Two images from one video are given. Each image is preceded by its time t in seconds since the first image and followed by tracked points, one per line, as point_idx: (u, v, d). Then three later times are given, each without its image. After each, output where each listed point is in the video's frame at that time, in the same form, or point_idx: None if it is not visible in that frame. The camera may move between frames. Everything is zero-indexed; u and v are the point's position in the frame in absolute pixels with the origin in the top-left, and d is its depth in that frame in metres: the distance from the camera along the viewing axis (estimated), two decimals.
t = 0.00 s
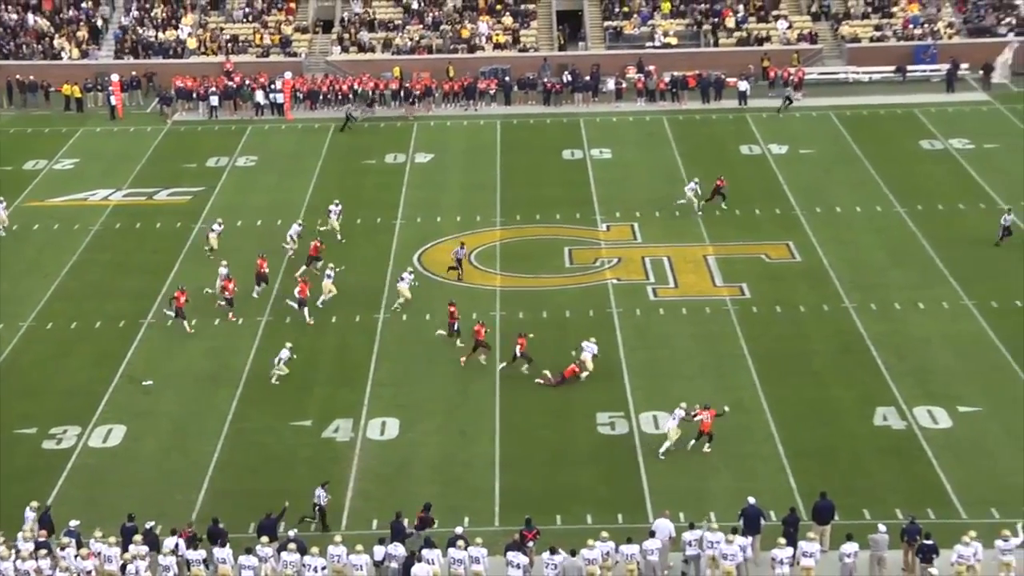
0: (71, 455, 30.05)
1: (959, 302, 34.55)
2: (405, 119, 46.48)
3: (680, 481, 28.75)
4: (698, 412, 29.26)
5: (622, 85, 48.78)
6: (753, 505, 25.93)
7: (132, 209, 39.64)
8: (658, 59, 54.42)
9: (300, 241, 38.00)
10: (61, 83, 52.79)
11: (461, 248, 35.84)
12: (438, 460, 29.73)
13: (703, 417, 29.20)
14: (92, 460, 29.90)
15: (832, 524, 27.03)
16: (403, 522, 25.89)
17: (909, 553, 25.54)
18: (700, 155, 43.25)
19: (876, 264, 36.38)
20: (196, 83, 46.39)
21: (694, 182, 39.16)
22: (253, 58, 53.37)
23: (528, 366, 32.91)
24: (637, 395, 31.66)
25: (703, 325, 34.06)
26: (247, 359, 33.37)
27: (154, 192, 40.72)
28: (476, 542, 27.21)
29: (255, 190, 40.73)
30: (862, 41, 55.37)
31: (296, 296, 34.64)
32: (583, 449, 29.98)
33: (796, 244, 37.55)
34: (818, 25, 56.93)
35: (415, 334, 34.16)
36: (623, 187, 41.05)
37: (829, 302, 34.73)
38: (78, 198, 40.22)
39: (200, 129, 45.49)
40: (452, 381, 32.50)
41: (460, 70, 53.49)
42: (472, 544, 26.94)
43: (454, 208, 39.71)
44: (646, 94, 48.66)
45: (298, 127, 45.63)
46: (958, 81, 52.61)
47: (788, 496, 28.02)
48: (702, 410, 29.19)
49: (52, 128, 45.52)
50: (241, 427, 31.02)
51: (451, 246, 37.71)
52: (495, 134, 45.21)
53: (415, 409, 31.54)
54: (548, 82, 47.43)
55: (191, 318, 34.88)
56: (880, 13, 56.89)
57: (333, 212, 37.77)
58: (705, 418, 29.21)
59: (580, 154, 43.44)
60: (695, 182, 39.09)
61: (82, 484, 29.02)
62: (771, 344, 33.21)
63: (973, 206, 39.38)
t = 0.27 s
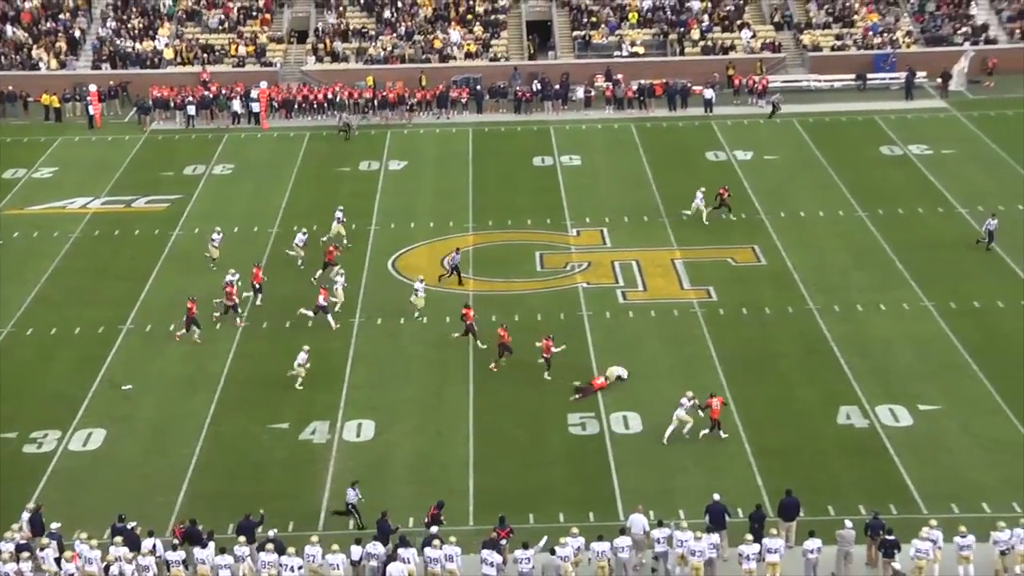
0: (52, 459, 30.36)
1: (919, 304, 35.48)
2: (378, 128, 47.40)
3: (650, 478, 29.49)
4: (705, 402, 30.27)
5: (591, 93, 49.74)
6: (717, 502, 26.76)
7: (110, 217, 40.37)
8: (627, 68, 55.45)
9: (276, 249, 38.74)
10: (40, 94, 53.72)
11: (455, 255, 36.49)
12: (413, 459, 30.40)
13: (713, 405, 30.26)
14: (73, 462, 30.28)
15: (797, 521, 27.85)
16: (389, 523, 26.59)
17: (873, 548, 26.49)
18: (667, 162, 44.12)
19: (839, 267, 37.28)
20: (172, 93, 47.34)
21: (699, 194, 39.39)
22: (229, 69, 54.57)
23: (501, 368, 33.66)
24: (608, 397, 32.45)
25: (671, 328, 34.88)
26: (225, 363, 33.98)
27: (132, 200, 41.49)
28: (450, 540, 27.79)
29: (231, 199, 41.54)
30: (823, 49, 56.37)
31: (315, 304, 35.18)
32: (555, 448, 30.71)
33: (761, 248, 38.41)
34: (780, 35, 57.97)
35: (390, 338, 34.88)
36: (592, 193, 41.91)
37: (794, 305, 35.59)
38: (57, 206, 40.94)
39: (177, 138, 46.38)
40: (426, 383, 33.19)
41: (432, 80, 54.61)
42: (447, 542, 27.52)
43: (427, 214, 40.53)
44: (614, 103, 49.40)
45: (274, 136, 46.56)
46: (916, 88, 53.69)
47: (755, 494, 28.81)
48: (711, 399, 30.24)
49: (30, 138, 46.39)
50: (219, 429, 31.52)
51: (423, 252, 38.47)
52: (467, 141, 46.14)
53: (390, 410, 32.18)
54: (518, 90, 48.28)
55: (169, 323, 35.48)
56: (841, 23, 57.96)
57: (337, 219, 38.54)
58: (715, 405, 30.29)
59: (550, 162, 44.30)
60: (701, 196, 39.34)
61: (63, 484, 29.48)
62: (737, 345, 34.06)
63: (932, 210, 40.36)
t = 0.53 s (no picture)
0: (40, 461, 30.77)
1: (892, 305, 36.23)
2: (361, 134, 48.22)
3: (630, 477, 30.13)
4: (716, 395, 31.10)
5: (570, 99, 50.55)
6: (695, 500, 27.41)
7: (97, 223, 41.00)
8: (606, 74, 56.27)
9: (260, 254, 39.36)
10: (28, 101, 54.42)
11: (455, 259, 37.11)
12: (397, 459, 30.97)
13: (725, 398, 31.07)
14: (61, 463, 30.72)
15: (774, 518, 28.52)
16: (383, 519, 27.18)
17: (849, 543, 27.17)
18: (645, 166, 44.82)
19: (813, 269, 38.01)
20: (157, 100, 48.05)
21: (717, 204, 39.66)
22: (214, 76, 55.19)
23: (482, 369, 34.29)
24: (588, 397, 33.09)
25: (650, 329, 35.56)
26: (211, 366, 34.51)
27: (118, 206, 42.14)
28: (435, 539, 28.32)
29: (215, 205, 42.22)
30: (797, 55, 57.28)
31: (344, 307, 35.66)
32: (536, 448, 31.29)
33: (737, 250, 39.14)
34: (755, 42, 58.79)
35: (374, 341, 35.50)
36: (571, 197, 42.64)
37: (770, 306, 36.30)
38: (44, 212, 41.58)
39: (162, 145, 47.12)
40: (409, 384, 33.79)
41: (414, 87, 55.42)
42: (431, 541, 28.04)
43: (409, 219, 41.22)
44: (593, 108, 50.21)
45: (258, 143, 47.31)
46: (888, 94, 54.52)
47: (733, 491, 29.47)
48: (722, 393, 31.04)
49: (18, 145, 47.10)
50: (206, 431, 31.99)
51: (405, 256, 39.18)
52: (448, 147, 46.88)
53: (374, 412, 32.74)
54: (499, 97, 49.07)
55: (156, 327, 36.04)
56: (814, 30, 58.72)
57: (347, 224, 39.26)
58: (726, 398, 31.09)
59: (530, 167, 45.03)
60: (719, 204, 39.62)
61: (53, 485, 29.95)
62: (714, 346, 34.77)
63: (904, 213, 41.14)
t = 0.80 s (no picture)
0: (28, 462, 30.66)
1: (880, 304, 36.31)
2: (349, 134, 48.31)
3: (619, 476, 30.14)
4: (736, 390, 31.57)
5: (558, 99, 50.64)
6: (685, 499, 27.52)
7: (84, 224, 40.92)
8: (594, 74, 56.36)
9: (248, 255, 39.33)
10: (14, 102, 54.34)
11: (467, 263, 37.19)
12: (386, 459, 30.92)
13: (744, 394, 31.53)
14: (49, 465, 30.62)
15: (763, 517, 28.55)
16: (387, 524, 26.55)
17: (838, 541, 27.17)
18: (632, 166, 44.87)
19: (801, 269, 38.08)
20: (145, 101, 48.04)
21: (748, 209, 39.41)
22: (202, 77, 55.16)
23: (471, 369, 34.29)
24: (577, 397, 33.11)
25: (638, 328, 35.60)
26: (200, 367, 34.44)
27: (104, 207, 42.07)
28: (425, 540, 28.27)
29: (203, 206, 42.19)
30: (785, 55, 57.49)
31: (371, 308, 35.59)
32: (524, 449, 31.26)
33: (726, 250, 39.19)
34: (742, 42, 58.91)
35: (362, 341, 35.47)
36: (559, 196, 42.70)
37: (758, 306, 36.36)
38: (31, 213, 41.51)
39: (149, 146, 47.09)
40: (398, 384, 33.77)
41: (402, 87, 55.48)
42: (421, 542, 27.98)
43: (397, 220, 41.24)
44: (581, 108, 50.32)
45: (245, 144, 47.33)
46: (874, 93, 54.63)
47: (722, 491, 29.51)
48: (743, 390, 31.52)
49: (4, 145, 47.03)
50: (194, 432, 31.90)
51: (394, 256, 39.25)
52: (434, 147, 46.90)
53: (363, 412, 32.68)
54: (487, 97, 49.16)
55: (144, 327, 35.96)
56: (801, 30, 58.93)
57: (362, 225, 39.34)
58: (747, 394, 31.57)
59: (518, 166, 45.12)
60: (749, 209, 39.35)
61: (41, 485, 29.85)
62: (703, 345, 34.83)
63: (892, 212, 41.24)
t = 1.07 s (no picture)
0: None
1: (871, 302, 35.69)
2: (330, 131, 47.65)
3: (607, 478, 29.43)
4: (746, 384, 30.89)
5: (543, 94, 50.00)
6: (676, 501, 26.77)
7: (58, 222, 40.09)
8: (578, 69, 55.74)
9: (227, 254, 38.56)
10: None
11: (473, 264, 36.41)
12: (369, 462, 30.15)
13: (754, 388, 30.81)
14: (22, 469, 29.79)
15: (754, 520, 27.87)
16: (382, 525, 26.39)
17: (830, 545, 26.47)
18: (618, 163, 44.22)
19: (790, 266, 37.46)
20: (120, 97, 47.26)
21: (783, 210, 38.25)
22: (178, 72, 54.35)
23: (454, 370, 33.56)
24: (563, 397, 32.41)
25: (625, 327, 34.92)
26: (177, 368, 33.63)
27: (79, 205, 41.24)
28: (409, 545, 27.50)
29: (180, 204, 41.41)
30: (773, 48, 56.98)
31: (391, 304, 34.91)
32: (510, 451, 30.53)
33: (714, 247, 38.53)
34: (730, 35, 58.43)
35: (343, 342, 34.72)
36: (544, 193, 42.04)
37: (747, 304, 35.72)
38: (4, 211, 40.66)
39: (125, 142, 46.31)
40: (381, 385, 33.02)
41: (382, 82, 54.81)
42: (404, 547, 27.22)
43: (378, 219, 40.54)
44: (566, 103, 49.71)
45: (223, 140, 46.60)
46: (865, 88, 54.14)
47: (712, 493, 28.82)
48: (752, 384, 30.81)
49: None
50: (171, 435, 31.09)
51: (376, 255, 38.56)
52: (416, 144, 46.19)
53: (345, 414, 31.91)
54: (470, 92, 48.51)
55: (119, 328, 35.14)
56: (790, 23, 58.51)
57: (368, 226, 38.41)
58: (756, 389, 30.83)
59: (503, 163, 44.49)
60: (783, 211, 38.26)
61: (14, 491, 29.01)
62: (692, 344, 34.18)
63: (882, 208, 40.67)
